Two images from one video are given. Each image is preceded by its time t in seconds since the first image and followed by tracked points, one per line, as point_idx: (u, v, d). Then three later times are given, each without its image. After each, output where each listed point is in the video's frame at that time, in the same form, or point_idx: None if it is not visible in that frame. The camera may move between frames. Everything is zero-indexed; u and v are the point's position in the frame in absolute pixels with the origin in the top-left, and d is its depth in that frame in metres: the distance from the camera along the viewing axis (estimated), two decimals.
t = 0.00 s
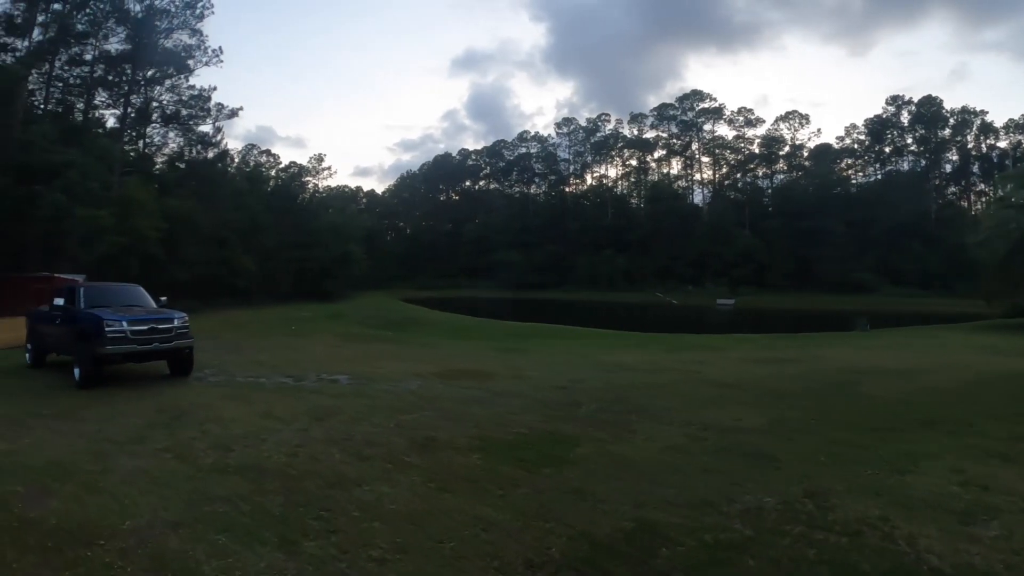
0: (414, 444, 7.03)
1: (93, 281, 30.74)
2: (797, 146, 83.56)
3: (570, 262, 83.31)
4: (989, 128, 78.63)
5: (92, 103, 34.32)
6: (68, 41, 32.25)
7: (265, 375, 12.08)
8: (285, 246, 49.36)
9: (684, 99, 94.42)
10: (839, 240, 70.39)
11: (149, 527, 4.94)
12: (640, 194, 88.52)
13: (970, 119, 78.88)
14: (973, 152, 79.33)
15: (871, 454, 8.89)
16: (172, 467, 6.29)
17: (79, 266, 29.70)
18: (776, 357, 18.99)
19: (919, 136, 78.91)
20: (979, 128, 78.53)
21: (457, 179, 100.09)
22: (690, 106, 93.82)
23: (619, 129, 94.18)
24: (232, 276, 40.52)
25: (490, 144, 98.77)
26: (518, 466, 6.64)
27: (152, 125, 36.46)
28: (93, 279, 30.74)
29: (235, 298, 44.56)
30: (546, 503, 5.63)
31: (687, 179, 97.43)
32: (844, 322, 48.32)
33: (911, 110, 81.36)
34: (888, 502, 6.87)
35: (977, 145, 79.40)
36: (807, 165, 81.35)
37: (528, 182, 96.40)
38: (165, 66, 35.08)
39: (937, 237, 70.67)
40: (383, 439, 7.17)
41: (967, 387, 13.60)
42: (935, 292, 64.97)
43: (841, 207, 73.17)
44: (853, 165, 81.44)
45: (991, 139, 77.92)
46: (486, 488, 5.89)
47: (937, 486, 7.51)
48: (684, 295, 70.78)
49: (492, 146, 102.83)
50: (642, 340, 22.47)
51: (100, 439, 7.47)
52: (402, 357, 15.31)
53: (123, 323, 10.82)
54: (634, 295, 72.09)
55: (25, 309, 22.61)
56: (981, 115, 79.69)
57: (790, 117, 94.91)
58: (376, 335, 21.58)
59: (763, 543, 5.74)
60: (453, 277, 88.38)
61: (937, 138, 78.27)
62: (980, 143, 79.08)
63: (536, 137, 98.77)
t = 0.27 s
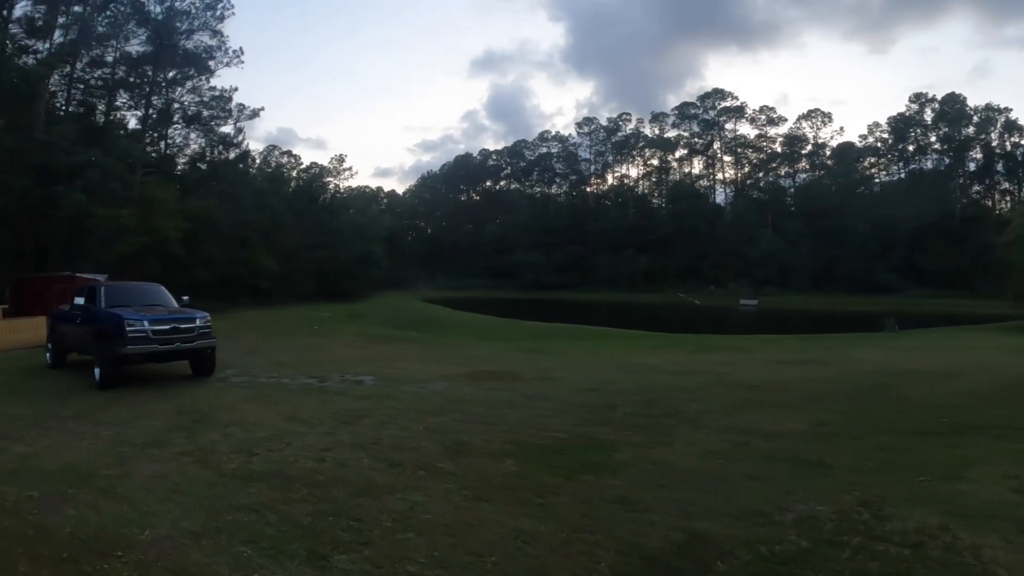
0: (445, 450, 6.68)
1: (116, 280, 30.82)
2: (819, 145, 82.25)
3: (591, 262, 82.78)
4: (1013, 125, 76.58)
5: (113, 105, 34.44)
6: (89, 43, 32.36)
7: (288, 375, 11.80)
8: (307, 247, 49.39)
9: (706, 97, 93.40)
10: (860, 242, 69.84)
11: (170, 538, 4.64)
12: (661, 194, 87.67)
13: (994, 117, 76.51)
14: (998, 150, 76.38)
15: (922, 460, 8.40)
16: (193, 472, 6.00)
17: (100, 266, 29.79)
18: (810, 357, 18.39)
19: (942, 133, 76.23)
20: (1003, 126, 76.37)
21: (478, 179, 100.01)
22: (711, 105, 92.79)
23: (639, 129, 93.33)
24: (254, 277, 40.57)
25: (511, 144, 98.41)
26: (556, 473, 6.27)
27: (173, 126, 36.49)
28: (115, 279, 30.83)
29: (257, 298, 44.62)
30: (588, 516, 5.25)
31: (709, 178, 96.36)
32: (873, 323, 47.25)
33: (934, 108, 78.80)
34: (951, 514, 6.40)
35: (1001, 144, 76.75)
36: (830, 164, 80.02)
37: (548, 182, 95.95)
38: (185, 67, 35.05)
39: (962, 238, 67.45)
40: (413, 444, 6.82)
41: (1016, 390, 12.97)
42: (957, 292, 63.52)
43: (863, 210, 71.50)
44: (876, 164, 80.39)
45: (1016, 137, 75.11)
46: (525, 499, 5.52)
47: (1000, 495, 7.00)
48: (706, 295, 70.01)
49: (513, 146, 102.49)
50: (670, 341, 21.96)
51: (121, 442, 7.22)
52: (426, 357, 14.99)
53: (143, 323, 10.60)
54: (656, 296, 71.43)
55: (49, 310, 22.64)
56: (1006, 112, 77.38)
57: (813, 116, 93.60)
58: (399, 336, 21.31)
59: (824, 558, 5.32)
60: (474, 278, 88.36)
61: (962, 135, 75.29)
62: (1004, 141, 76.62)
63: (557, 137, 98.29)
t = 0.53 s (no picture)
0: (471, 455, 6.43)
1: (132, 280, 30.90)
2: (837, 144, 81.50)
3: (608, 262, 82.46)
4: None
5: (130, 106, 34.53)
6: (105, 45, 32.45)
7: (305, 376, 11.58)
8: (324, 247, 49.42)
9: (723, 96, 92.58)
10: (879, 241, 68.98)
11: (185, 547, 4.42)
12: (679, 194, 86.98)
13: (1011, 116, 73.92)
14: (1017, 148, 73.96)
15: (966, 466, 7.99)
16: (210, 477, 5.78)
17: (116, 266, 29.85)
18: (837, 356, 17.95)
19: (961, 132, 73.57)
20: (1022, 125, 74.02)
21: (495, 179, 100.07)
22: (728, 104, 91.99)
23: (656, 128, 92.65)
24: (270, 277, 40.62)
25: (527, 144, 98.20)
26: (585, 480, 6.00)
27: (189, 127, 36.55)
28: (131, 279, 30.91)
29: (274, 299, 44.69)
30: (621, 527, 4.95)
31: (726, 178, 95.50)
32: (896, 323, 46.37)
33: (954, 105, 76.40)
34: (1005, 524, 6.01)
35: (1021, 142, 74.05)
36: (847, 162, 78.93)
37: (564, 182, 95.63)
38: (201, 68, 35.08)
39: (983, 237, 64.79)
40: (438, 447, 6.60)
41: None
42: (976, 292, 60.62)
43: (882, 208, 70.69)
44: (895, 162, 78.50)
45: None
46: (556, 505, 5.28)
47: None
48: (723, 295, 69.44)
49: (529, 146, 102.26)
50: (691, 342, 21.60)
51: (137, 445, 7.05)
52: (445, 358, 14.75)
53: (159, 324, 10.44)
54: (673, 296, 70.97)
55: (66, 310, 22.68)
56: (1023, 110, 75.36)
57: (829, 115, 92.57)
58: (417, 336, 21.12)
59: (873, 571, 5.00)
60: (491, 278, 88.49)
61: (980, 135, 72.71)
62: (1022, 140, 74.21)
63: (573, 137, 97.93)
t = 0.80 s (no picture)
0: (492, 462, 6.16)
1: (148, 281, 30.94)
2: (854, 143, 80.31)
3: (625, 262, 82.08)
4: None
5: (146, 108, 34.59)
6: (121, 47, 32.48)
7: (320, 378, 11.38)
8: (339, 247, 49.41)
9: (739, 95, 91.75)
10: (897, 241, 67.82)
11: (190, 562, 4.17)
12: (695, 194, 86.33)
13: None
14: None
15: (1010, 475, 7.59)
16: (220, 484, 5.55)
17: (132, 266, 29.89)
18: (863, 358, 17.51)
19: (980, 130, 71.73)
20: None
21: (511, 180, 99.90)
22: (745, 103, 91.20)
23: (672, 128, 91.97)
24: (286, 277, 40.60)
25: (543, 144, 97.93)
26: (613, 490, 5.69)
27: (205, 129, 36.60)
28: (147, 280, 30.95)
29: (290, 299, 44.73)
30: (653, 541, 4.66)
31: (743, 177, 94.69)
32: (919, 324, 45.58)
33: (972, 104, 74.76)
34: None
35: None
36: (865, 162, 77.86)
37: (581, 182, 95.24)
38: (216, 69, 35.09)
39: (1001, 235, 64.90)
40: (458, 454, 6.32)
41: None
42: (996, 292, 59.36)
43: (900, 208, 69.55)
44: (914, 161, 76.87)
45: None
46: (582, 516, 4.99)
47: None
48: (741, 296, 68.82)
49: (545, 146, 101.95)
50: (711, 343, 21.23)
51: (147, 449, 6.84)
52: (462, 360, 14.49)
53: (172, 324, 10.27)
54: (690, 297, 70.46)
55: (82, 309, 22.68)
56: None
57: (847, 113, 91.50)
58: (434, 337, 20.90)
59: None
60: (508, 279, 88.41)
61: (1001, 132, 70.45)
62: None
63: (589, 137, 97.51)
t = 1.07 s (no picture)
0: (507, 470, 5.88)
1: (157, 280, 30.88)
2: (866, 142, 79.08)
3: (636, 263, 81.94)
4: None
5: (156, 109, 34.55)
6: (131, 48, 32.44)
7: (330, 379, 11.15)
8: (350, 248, 49.34)
9: (751, 95, 91.14)
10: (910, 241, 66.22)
11: None
12: (707, 194, 85.69)
13: None
14: None
15: None
16: (222, 491, 5.29)
17: (142, 266, 29.82)
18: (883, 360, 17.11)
19: (993, 129, 69.92)
20: None
21: (522, 181, 99.79)
22: (756, 103, 90.57)
23: (683, 128, 91.39)
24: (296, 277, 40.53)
25: (554, 145, 97.70)
26: (635, 500, 5.42)
27: (216, 129, 36.53)
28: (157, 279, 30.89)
29: (300, 300, 44.62)
30: (681, 560, 4.38)
31: (755, 178, 93.93)
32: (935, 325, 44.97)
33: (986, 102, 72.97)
34: None
35: None
36: (878, 161, 76.95)
37: (592, 183, 95.08)
38: (227, 70, 35.03)
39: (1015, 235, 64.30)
40: (472, 461, 6.05)
41: None
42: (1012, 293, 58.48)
43: (914, 208, 68.08)
44: (926, 160, 75.11)
45: None
46: (603, 531, 4.70)
47: None
48: (753, 296, 68.38)
49: (556, 147, 101.69)
50: (727, 345, 20.86)
51: (150, 454, 6.60)
52: (474, 362, 14.23)
53: (178, 325, 10.04)
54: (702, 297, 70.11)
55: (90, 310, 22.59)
56: None
57: (860, 112, 90.72)
58: (445, 338, 20.65)
59: None
60: (519, 280, 88.53)
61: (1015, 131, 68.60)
62: None
63: (600, 137, 97.18)
